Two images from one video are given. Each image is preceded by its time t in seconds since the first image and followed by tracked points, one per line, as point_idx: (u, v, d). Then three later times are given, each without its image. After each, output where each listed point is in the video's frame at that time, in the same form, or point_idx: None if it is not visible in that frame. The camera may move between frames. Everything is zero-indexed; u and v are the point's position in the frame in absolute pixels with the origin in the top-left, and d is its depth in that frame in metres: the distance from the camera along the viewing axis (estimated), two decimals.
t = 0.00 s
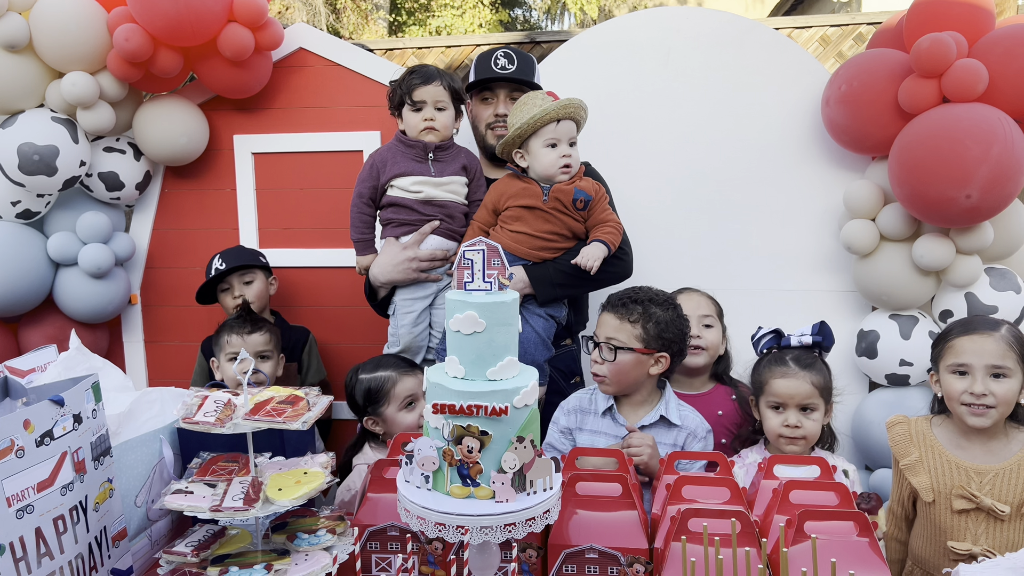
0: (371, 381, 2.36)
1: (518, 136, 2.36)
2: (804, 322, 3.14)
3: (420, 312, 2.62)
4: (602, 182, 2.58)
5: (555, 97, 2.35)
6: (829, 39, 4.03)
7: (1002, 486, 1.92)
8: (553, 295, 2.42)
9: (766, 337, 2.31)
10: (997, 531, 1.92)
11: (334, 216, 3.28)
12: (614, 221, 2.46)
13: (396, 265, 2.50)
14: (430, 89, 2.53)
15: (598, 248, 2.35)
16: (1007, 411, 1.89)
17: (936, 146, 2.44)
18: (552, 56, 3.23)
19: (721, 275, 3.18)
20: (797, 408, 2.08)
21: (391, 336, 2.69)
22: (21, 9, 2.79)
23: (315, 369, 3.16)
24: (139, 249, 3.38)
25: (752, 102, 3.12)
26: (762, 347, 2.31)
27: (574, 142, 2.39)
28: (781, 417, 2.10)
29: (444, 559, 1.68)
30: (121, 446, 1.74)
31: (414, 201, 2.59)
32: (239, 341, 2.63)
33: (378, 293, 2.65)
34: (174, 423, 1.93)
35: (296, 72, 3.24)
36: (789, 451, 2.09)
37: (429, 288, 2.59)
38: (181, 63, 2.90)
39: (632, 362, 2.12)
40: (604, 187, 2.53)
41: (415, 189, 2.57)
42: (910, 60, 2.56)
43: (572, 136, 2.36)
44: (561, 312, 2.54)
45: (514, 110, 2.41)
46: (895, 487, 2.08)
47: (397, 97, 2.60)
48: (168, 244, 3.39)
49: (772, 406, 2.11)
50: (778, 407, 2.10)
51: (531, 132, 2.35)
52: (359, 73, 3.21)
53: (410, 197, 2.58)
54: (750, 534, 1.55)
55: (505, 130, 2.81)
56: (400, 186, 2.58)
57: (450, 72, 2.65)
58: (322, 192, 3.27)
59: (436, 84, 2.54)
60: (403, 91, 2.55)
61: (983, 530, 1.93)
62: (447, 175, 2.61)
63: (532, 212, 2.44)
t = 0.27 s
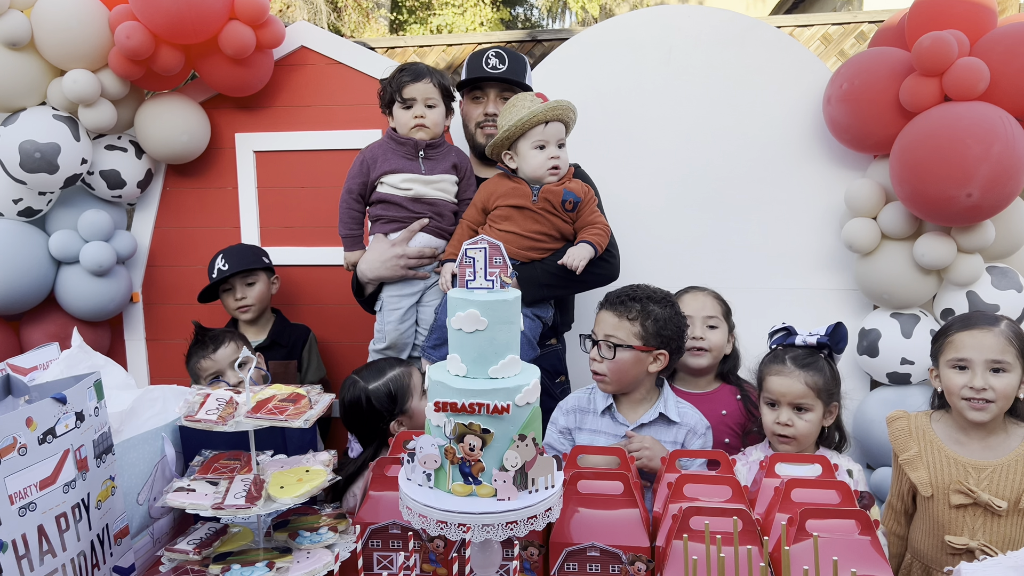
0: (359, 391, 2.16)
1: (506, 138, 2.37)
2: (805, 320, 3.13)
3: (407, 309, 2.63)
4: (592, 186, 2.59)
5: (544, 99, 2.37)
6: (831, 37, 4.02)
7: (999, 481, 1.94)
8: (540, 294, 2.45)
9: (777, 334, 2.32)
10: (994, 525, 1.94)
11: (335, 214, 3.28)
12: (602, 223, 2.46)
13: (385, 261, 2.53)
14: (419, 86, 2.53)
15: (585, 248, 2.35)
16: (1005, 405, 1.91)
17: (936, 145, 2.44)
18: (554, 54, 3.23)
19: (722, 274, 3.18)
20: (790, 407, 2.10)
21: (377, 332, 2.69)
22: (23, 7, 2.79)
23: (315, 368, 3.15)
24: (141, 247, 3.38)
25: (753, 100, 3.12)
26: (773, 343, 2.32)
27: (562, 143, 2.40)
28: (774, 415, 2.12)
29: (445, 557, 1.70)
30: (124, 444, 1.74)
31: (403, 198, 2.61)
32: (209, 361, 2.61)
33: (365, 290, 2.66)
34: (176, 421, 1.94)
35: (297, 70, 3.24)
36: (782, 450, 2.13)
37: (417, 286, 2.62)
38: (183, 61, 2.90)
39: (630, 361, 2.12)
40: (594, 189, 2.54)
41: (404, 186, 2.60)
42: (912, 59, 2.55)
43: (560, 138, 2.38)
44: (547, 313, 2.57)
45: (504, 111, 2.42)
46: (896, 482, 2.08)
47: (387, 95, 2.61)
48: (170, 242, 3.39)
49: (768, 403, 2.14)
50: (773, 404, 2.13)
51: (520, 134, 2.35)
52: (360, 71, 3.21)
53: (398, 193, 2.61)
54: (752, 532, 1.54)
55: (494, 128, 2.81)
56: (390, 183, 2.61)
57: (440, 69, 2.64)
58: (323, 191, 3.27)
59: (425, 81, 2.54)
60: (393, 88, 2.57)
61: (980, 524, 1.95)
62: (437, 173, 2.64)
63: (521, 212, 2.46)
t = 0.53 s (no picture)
0: (354, 386, 2.13)
1: (501, 138, 2.42)
2: (808, 317, 3.13)
3: (395, 304, 2.63)
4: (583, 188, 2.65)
5: (541, 101, 2.41)
6: (834, 33, 4.01)
7: (1000, 478, 1.93)
8: (530, 296, 2.46)
9: (785, 332, 2.30)
10: (995, 523, 1.93)
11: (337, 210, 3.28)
12: (593, 227, 2.53)
13: (375, 256, 2.52)
14: (417, 80, 2.54)
15: (576, 251, 2.43)
16: (1007, 401, 1.90)
17: (939, 141, 2.43)
18: (556, 50, 3.22)
19: (725, 270, 3.17)
20: (795, 404, 2.10)
21: (364, 326, 2.69)
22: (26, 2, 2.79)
23: (318, 363, 3.15)
24: (143, 242, 3.38)
25: (757, 96, 3.11)
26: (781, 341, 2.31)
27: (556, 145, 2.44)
28: (780, 412, 2.13)
29: (447, 553, 1.71)
30: (126, 439, 1.75)
31: (397, 193, 2.62)
32: (202, 363, 2.64)
33: (354, 284, 2.65)
34: (178, 416, 1.94)
35: (299, 65, 3.24)
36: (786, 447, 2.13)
37: (405, 281, 2.62)
38: (185, 56, 2.89)
39: (629, 356, 2.12)
40: (586, 193, 2.60)
41: (399, 181, 2.60)
42: (915, 54, 2.54)
43: (555, 141, 2.42)
44: (537, 315, 2.60)
45: (501, 112, 2.47)
46: (898, 479, 2.09)
47: (384, 88, 2.61)
48: (172, 238, 3.39)
49: (773, 400, 2.15)
50: (778, 401, 2.13)
51: (515, 133, 2.40)
52: (363, 67, 3.21)
53: (392, 188, 2.61)
54: (753, 528, 1.54)
55: (486, 126, 2.83)
56: (383, 177, 2.61)
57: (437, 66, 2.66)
58: (325, 187, 3.27)
59: (423, 76, 2.55)
60: (390, 82, 2.57)
61: (981, 522, 1.94)
62: (432, 169, 2.64)
63: (515, 213, 2.47)
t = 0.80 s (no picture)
0: (371, 376, 2.12)
1: (504, 137, 2.41)
2: (810, 314, 3.12)
3: (394, 303, 2.63)
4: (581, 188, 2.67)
5: (546, 102, 2.41)
6: (838, 29, 3.99)
7: (1003, 478, 1.94)
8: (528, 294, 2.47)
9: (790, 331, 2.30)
10: (999, 523, 1.93)
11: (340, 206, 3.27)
12: (592, 228, 2.55)
13: (376, 255, 2.52)
14: (421, 78, 2.52)
15: (576, 252, 2.45)
16: (1007, 400, 1.91)
17: (942, 138, 2.42)
18: (559, 46, 3.21)
19: (727, 267, 3.17)
20: (799, 401, 2.10)
21: (361, 324, 2.68)
22: None
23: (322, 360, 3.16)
24: (146, 238, 3.39)
25: (760, 93, 3.10)
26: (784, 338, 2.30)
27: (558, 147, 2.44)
28: (786, 409, 2.13)
29: (449, 549, 1.72)
30: (129, 435, 1.75)
31: (398, 192, 2.61)
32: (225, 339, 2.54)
33: (351, 281, 2.64)
34: (180, 412, 1.94)
35: (302, 61, 3.23)
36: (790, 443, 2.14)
37: (404, 279, 2.64)
38: (188, 52, 2.89)
39: (650, 350, 2.12)
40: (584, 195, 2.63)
41: (400, 180, 2.60)
42: (919, 51, 2.53)
43: (559, 142, 2.42)
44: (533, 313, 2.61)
45: (507, 110, 2.46)
46: (900, 481, 2.10)
47: (387, 84, 2.58)
48: (175, 233, 3.40)
49: (779, 398, 2.14)
50: (785, 399, 2.13)
51: (519, 133, 2.40)
52: (365, 62, 3.20)
53: (394, 186, 2.60)
54: (754, 526, 1.54)
55: (483, 123, 2.83)
56: (385, 175, 2.60)
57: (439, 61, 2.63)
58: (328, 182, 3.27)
59: (427, 74, 2.53)
60: (393, 78, 2.55)
61: (985, 522, 1.95)
62: (433, 168, 2.65)
63: (515, 213, 2.46)
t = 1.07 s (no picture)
0: (398, 361, 2.13)
1: (516, 131, 2.46)
2: (814, 308, 3.12)
3: (404, 296, 2.64)
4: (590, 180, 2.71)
5: (557, 96, 2.46)
6: (845, 21, 3.96)
7: (1005, 479, 1.95)
8: (541, 287, 2.51)
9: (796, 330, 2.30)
10: (1002, 525, 1.94)
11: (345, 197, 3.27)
12: (602, 219, 2.60)
13: (388, 248, 2.52)
14: (427, 71, 2.53)
15: (589, 245, 2.48)
16: (1008, 400, 1.92)
17: (949, 134, 2.41)
18: (564, 37, 3.19)
19: (731, 261, 3.16)
20: (804, 396, 2.10)
21: (371, 318, 2.69)
22: None
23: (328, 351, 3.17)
24: (151, 227, 3.39)
25: (766, 86, 3.07)
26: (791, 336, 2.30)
27: (569, 140, 2.49)
28: (790, 404, 2.13)
29: (452, 543, 1.74)
30: (134, 428, 1.77)
31: (409, 184, 2.60)
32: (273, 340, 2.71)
33: (363, 275, 2.64)
34: (186, 405, 1.95)
35: (306, 52, 3.22)
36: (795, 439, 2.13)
37: (415, 272, 2.64)
38: (192, 43, 2.88)
39: (669, 342, 2.14)
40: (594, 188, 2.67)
41: (412, 173, 2.58)
42: (927, 46, 2.51)
43: (569, 135, 2.48)
44: (545, 306, 2.63)
45: (516, 103, 2.50)
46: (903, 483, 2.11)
47: (393, 78, 2.58)
48: (180, 223, 3.40)
49: (785, 393, 2.14)
50: (789, 394, 2.13)
51: (531, 127, 2.44)
52: (370, 53, 3.19)
53: (405, 179, 2.59)
54: (756, 524, 1.55)
55: (491, 115, 2.83)
56: (396, 168, 2.59)
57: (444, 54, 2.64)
58: (332, 174, 3.27)
59: (433, 67, 2.54)
60: (399, 72, 2.54)
61: (988, 524, 1.95)
62: (443, 161, 2.65)
63: (528, 205, 2.51)
